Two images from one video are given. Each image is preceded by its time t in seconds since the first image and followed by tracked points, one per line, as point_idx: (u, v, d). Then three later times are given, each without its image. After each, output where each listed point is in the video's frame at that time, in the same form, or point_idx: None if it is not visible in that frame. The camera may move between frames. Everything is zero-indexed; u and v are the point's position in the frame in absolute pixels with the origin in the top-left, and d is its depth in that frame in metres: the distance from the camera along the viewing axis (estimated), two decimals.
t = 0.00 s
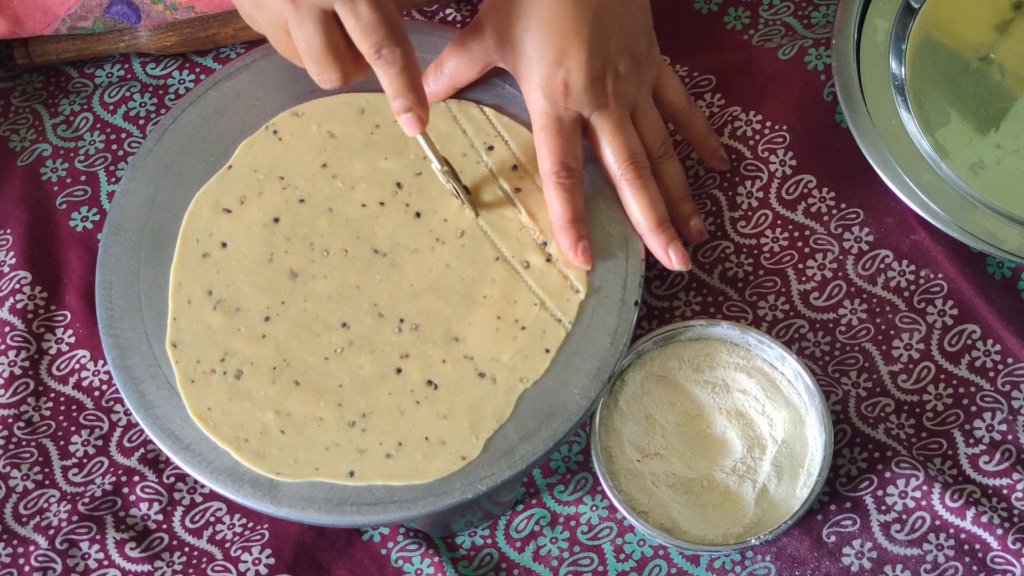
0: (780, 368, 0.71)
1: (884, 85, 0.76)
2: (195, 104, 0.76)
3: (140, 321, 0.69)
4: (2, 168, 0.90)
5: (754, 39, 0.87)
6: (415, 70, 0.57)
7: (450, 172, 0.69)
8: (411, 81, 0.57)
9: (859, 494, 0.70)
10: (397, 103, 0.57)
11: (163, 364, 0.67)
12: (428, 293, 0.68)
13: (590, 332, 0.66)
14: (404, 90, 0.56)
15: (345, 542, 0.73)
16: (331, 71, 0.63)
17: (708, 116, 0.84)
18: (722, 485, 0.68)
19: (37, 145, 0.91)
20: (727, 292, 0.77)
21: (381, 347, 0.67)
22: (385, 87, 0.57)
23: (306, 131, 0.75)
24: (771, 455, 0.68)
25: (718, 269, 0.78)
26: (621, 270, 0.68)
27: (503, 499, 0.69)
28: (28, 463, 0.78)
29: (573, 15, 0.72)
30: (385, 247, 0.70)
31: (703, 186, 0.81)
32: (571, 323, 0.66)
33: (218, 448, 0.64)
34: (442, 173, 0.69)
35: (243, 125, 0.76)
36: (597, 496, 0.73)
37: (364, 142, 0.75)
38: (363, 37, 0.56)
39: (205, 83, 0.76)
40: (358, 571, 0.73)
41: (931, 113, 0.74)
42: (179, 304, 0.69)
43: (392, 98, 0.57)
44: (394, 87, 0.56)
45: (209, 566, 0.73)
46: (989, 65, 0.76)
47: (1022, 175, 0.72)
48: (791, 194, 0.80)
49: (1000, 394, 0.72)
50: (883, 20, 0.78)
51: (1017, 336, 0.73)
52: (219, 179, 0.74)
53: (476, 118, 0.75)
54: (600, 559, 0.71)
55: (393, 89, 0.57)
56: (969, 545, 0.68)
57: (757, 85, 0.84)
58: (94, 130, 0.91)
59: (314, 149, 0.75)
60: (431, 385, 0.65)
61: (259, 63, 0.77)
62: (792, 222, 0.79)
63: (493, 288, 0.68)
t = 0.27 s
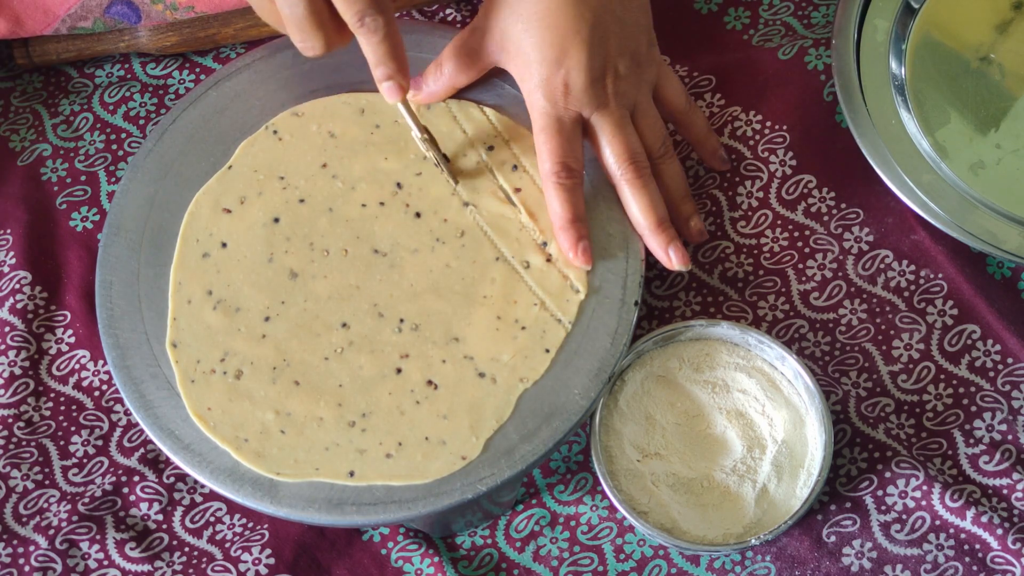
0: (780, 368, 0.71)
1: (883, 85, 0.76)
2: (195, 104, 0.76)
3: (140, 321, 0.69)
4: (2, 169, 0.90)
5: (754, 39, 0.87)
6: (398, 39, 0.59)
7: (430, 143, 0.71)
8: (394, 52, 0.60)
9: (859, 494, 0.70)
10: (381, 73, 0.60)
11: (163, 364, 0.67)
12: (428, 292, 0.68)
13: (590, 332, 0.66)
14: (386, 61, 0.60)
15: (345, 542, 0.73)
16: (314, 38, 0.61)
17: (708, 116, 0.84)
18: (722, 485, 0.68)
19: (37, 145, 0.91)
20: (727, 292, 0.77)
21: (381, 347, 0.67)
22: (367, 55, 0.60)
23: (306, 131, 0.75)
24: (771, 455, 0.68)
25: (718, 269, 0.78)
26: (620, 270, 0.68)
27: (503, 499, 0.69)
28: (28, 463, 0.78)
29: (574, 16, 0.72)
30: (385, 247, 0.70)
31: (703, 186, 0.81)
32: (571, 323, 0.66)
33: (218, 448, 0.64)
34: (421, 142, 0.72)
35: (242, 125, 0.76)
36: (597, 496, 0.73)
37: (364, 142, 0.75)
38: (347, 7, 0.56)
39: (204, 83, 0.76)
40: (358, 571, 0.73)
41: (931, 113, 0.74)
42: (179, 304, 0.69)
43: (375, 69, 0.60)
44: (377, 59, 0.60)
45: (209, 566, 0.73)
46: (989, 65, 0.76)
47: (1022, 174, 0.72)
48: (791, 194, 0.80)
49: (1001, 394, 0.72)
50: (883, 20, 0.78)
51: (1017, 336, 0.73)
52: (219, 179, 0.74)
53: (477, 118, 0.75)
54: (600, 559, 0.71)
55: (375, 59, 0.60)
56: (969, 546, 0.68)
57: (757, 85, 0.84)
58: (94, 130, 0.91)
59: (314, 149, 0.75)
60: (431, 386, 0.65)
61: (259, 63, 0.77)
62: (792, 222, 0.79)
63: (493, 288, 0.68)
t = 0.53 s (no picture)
0: (780, 368, 0.71)
1: (883, 85, 0.76)
2: (195, 104, 0.76)
3: (140, 321, 0.69)
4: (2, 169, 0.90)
5: (754, 39, 0.87)
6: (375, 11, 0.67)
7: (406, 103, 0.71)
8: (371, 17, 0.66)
9: (859, 494, 0.70)
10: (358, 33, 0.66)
11: (163, 364, 0.67)
12: (427, 292, 0.68)
13: (590, 332, 0.66)
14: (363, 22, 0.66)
15: (346, 542, 0.73)
16: None
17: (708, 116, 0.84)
18: (722, 485, 0.68)
19: (37, 145, 0.91)
20: (727, 292, 0.77)
21: (381, 346, 0.67)
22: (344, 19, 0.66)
23: (306, 131, 0.75)
24: (771, 455, 0.68)
25: (718, 269, 0.78)
26: (620, 270, 0.68)
27: (503, 499, 0.69)
28: (28, 463, 0.78)
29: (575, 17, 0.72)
30: (385, 247, 0.70)
31: (703, 186, 0.81)
32: (571, 323, 0.66)
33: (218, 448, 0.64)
34: (398, 103, 0.71)
35: (242, 125, 0.76)
36: (597, 496, 0.73)
37: (364, 142, 0.75)
38: None
39: (204, 83, 0.76)
40: (358, 571, 0.73)
41: (931, 113, 0.74)
42: (179, 305, 0.69)
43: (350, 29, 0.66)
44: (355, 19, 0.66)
45: (209, 566, 0.73)
46: (989, 65, 0.76)
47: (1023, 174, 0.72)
48: (791, 194, 0.80)
49: (1000, 394, 0.72)
50: (883, 21, 0.78)
51: (1017, 336, 0.73)
52: (219, 179, 0.74)
53: (477, 119, 0.75)
54: (600, 559, 0.71)
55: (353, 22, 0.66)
56: (969, 545, 0.68)
57: (757, 86, 0.84)
58: (95, 130, 0.91)
59: (313, 149, 0.75)
60: (431, 386, 0.65)
61: (259, 63, 0.77)
62: (792, 222, 0.79)
63: (493, 288, 0.68)
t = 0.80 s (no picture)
0: (780, 368, 0.71)
1: (883, 85, 0.76)
2: (195, 104, 0.76)
3: (140, 321, 0.69)
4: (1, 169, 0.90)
5: (754, 39, 0.87)
6: None
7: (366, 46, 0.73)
8: None
9: (859, 494, 0.70)
10: None
11: (163, 364, 0.67)
12: (427, 292, 0.68)
13: (590, 332, 0.66)
14: None
15: (346, 542, 0.73)
16: None
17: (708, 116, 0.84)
18: (722, 485, 0.68)
19: (37, 145, 0.91)
20: (727, 292, 0.77)
21: (381, 347, 0.67)
22: None
23: (307, 131, 0.75)
24: (771, 455, 0.68)
25: (718, 269, 0.78)
26: (620, 270, 0.68)
27: (503, 499, 0.69)
28: (28, 463, 0.78)
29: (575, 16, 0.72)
30: (384, 247, 0.70)
31: (703, 186, 0.81)
32: (571, 323, 0.66)
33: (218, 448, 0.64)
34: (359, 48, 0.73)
35: (242, 125, 0.76)
36: (597, 496, 0.73)
37: (363, 142, 0.75)
38: None
39: (204, 83, 0.76)
40: (358, 571, 0.73)
41: (931, 112, 0.74)
42: (179, 305, 0.69)
43: None
44: None
45: (209, 566, 0.73)
46: (989, 65, 0.76)
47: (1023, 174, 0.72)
48: (791, 194, 0.80)
49: (1000, 394, 0.72)
50: (883, 21, 0.78)
51: (1017, 336, 0.73)
52: (219, 179, 0.74)
53: (477, 119, 0.75)
54: (600, 559, 0.71)
55: None
56: (969, 545, 0.68)
57: (757, 86, 0.84)
58: (94, 130, 0.91)
59: (313, 150, 0.75)
60: (431, 385, 0.65)
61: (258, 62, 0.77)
62: (792, 222, 0.79)
63: (493, 287, 0.68)
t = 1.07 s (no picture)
0: (779, 368, 0.71)
1: (884, 85, 0.76)
2: (195, 104, 0.76)
3: (140, 321, 0.69)
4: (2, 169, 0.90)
5: (754, 39, 0.87)
6: None
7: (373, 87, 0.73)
8: None
9: (859, 494, 0.70)
10: None
11: (163, 364, 0.67)
12: (428, 293, 0.68)
13: (590, 332, 0.66)
14: None
15: (346, 542, 0.73)
16: None
17: (708, 116, 0.84)
18: (722, 485, 0.68)
19: (37, 145, 0.91)
20: (727, 292, 0.77)
21: (381, 347, 0.67)
22: None
23: (308, 131, 0.75)
24: (771, 455, 0.68)
25: (718, 269, 0.78)
26: (620, 270, 0.68)
27: (503, 499, 0.69)
28: (29, 463, 0.78)
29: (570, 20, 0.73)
30: (385, 247, 0.70)
31: (703, 186, 0.81)
32: (571, 322, 0.66)
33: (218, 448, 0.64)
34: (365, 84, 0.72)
35: (243, 125, 0.76)
36: (597, 496, 0.73)
37: (364, 142, 0.75)
38: None
39: (204, 83, 0.76)
40: (358, 571, 0.73)
41: (931, 113, 0.74)
42: (179, 305, 0.69)
43: None
44: None
45: (209, 566, 0.73)
46: (988, 65, 0.76)
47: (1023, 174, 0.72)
48: (791, 194, 0.80)
49: (1000, 394, 0.72)
50: (883, 21, 0.78)
51: (1017, 336, 0.73)
52: (219, 179, 0.74)
53: (478, 119, 0.75)
54: (600, 559, 0.71)
55: None
56: (970, 546, 0.68)
57: (757, 86, 0.84)
58: (95, 130, 0.91)
59: (313, 150, 0.75)
60: (431, 386, 0.65)
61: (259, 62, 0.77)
62: (792, 222, 0.79)
63: (493, 288, 0.68)
